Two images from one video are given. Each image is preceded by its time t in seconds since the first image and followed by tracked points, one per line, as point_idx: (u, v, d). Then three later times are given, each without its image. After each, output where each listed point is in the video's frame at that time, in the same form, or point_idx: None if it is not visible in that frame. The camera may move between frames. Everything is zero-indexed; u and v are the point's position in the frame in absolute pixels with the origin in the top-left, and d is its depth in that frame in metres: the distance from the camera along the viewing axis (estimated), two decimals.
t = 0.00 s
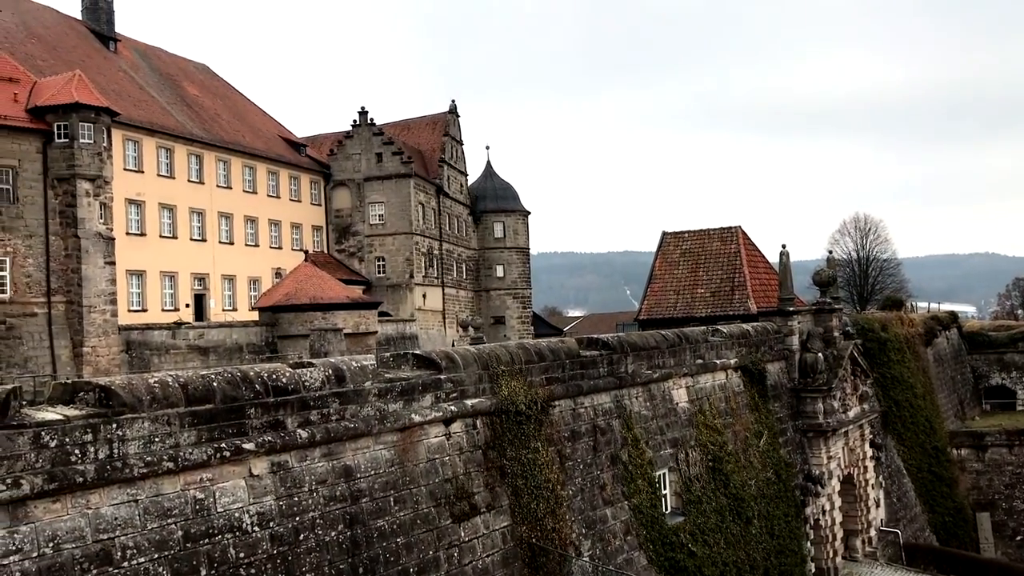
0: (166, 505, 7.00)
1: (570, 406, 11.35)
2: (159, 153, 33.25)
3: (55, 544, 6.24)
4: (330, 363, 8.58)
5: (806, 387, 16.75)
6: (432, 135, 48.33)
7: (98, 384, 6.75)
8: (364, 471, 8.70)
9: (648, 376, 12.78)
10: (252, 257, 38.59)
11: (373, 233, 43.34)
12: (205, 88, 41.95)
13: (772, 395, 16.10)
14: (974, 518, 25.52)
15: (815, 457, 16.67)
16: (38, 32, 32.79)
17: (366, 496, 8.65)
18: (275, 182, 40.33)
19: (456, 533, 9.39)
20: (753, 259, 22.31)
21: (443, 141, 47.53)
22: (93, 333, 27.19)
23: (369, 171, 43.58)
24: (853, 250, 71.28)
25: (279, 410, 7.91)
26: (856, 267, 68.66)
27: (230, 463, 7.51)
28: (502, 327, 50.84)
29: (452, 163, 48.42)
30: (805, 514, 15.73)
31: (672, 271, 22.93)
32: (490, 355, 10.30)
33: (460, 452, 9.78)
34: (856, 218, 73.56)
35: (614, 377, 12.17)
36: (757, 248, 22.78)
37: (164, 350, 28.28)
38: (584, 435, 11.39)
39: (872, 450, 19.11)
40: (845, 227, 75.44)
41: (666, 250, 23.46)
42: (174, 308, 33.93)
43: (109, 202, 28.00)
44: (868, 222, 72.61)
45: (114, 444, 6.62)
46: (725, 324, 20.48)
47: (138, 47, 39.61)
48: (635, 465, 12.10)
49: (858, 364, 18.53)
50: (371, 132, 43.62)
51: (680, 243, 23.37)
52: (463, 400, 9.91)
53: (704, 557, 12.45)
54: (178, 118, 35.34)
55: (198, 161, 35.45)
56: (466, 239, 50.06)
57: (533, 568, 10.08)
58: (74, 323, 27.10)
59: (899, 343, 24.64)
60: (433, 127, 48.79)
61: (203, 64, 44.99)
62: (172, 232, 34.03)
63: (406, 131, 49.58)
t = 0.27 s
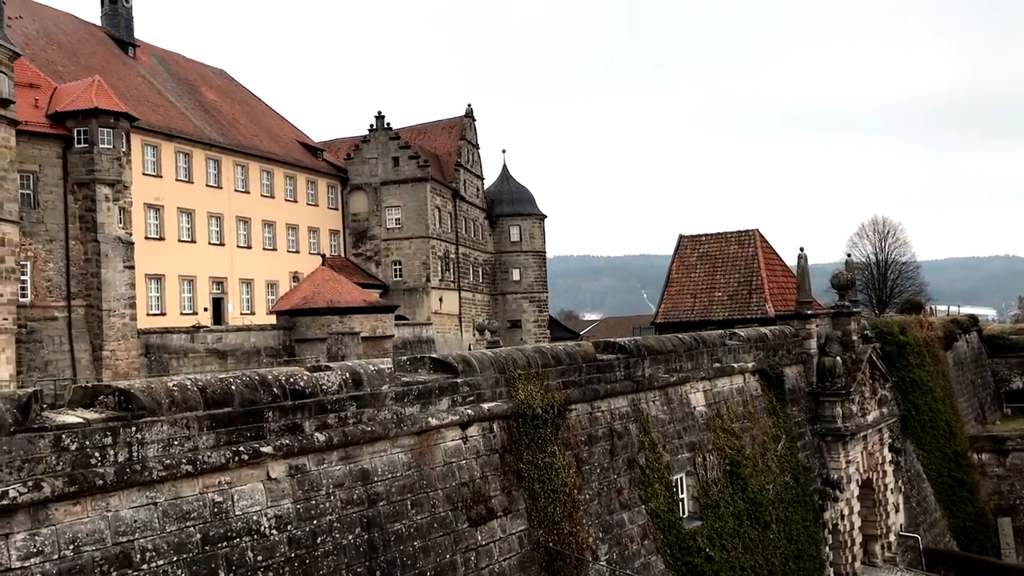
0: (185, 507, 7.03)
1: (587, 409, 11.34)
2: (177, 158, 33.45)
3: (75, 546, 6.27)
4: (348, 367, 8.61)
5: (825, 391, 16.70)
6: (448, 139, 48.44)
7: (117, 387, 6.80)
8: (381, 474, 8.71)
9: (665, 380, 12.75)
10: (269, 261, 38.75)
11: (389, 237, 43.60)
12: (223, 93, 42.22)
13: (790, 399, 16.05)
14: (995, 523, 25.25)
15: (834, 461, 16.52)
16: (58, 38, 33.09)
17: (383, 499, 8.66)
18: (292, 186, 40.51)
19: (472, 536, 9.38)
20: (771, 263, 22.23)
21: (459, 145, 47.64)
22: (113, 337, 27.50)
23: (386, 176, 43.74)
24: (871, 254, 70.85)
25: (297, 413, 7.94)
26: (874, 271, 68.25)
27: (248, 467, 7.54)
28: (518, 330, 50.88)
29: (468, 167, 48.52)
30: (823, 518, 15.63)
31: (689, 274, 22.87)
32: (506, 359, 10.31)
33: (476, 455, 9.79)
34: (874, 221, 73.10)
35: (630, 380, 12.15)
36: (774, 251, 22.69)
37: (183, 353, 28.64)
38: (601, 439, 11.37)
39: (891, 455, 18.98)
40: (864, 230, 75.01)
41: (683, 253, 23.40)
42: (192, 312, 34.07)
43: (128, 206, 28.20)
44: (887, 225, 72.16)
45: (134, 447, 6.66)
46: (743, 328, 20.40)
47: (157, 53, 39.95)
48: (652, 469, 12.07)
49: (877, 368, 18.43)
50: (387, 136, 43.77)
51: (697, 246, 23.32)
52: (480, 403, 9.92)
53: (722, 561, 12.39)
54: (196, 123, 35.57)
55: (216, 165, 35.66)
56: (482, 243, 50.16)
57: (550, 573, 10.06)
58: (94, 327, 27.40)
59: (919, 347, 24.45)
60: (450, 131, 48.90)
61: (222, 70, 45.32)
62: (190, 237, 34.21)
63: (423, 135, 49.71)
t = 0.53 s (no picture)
0: (205, 510, 7.06)
1: (604, 413, 11.33)
2: (197, 163, 33.65)
3: (97, 549, 6.32)
4: (366, 370, 8.65)
5: (844, 395, 16.64)
6: (465, 143, 48.50)
7: (138, 390, 6.86)
8: (399, 477, 8.73)
9: (683, 384, 12.71)
10: (289, 265, 38.94)
11: (407, 240, 43.69)
12: (241, 97, 42.47)
13: (809, 403, 15.98)
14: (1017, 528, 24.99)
15: (853, 465, 16.52)
16: (79, 44, 33.39)
17: (401, 503, 8.68)
18: (310, 191, 40.70)
19: (490, 540, 9.38)
20: (789, 266, 22.16)
21: (476, 149, 47.74)
22: (133, 341, 27.68)
23: (404, 180, 43.87)
24: (890, 256, 70.44)
25: (316, 416, 7.98)
26: (894, 274, 67.81)
27: (268, 470, 7.58)
28: (536, 334, 51.05)
29: (485, 171, 48.61)
30: (842, 522, 15.53)
31: (706, 277, 22.80)
32: (523, 362, 10.33)
33: (494, 459, 9.79)
34: (893, 224, 72.66)
35: (648, 384, 12.14)
36: (793, 254, 22.60)
37: (202, 358, 28.68)
38: (618, 443, 11.35)
39: (911, 458, 18.86)
40: (883, 232, 74.57)
41: (700, 256, 23.33)
42: (212, 316, 34.12)
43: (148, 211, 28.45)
44: (906, 228, 71.68)
45: (154, 450, 6.71)
46: (761, 331, 20.32)
47: (176, 58, 40.27)
48: (670, 473, 12.03)
49: (897, 372, 18.32)
50: (405, 141, 43.87)
51: (715, 248, 23.24)
52: (497, 407, 9.93)
53: (741, 566, 12.32)
54: (216, 128, 35.80)
55: (235, 170, 35.88)
56: (500, 247, 50.29)
57: None
58: (114, 331, 27.55)
59: (938, 351, 24.22)
60: (467, 134, 48.99)
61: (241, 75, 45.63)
62: (210, 241, 34.41)
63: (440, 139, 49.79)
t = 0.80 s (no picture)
0: (225, 513, 7.09)
1: (623, 417, 11.29)
2: (217, 168, 33.84)
3: (118, 551, 6.35)
4: (384, 374, 8.68)
5: (864, 399, 16.56)
6: (482, 147, 48.55)
7: (159, 394, 6.90)
8: (417, 481, 8.74)
9: (702, 388, 12.67)
10: (307, 270, 39.11)
11: (425, 245, 43.75)
12: (260, 103, 42.71)
13: (829, 407, 15.90)
14: None
15: (874, 470, 16.46)
16: (101, 51, 33.69)
17: (420, 506, 8.69)
18: (328, 196, 40.88)
19: (509, 544, 9.38)
20: (809, 269, 22.05)
21: (494, 153, 47.79)
22: (153, 345, 27.86)
23: (421, 184, 43.96)
24: (911, 259, 69.93)
25: (335, 420, 8.00)
26: (915, 277, 67.31)
27: (287, 473, 7.60)
28: (553, 338, 51.02)
29: (502, 175, 48.67)
30: (863, 527, 15.42)
31: (725, 281, 22.70)
32: (542, 366, 10.32)
33: (513, 463, 9.79)
34: (914, 226, 72.13)
35: (667, 388, 12.08)
36: (812, 257, 22.48)
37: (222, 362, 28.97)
38: (637, 447, 11.33)
39: (933, 463, 18.72)
40: (904, 235, 73.99)
41: (719, 259, 23.24)
42: (233, 320, 34.49)
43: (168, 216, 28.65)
44: (927, 230, 71.00)
45: (175, 453, 6.75)
46: (781, 335, 20.24)
47: (196, 65, 40.56)
48: (689, 477, 11.99)
49: (918, 376, 18.21)
50: (422, 145, 43.96)
51: (734, 252, 23.15)
52: (515, 411, 9.92)
53: (761, 571, 12.25)
54: (235, 134, 35.99)
55: (255, 176, 36.08)
56: (517, 251, 50.31)
57: None
58: (135, 335, 27.79)
59: (960, 354, 23.95)
60: (484, 139, 49.02)
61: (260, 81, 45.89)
62: (230, 246, 34.60)
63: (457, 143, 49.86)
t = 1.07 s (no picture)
0: (246, 517, 7.13)
1: (642, 421, 11.27)
2: (237, 173, 34.06)
3: (140, 554, 6.40)
4: (403, 378, 8.70)
5: (885, 402, 16.48)
6: (500, 151, 48.69)
7: (180, 398, 6.96)
8: (436, 485, 8.76)
9: (721, 392, 12.63)
10: (326, 274, 39.27)
11: (442, 249, 43.93)
12: (280, 108, 42.98)
13: (850, 411, 15.84)
14: None
15: (896, 474, 16.38)
16: (122, 58, 34.00)
17: (438, 510, 8.71)
18: (348, 200, 41.06)
19: (528, 548, 9.38)
20: (829, 272, 21.94)
21: (511, 157, 47.89)
22: (174, 349, 28.12)
23: (439, 188, 44.16)
24: (932, 262, 69.45)
25: (354, 423, 8.04)
26: (936, 280, 66.82)
27: (307, 477, 7.63)
28: (571, 341, 50.99)
29: (520, 178, 48.78)
30: (885, 533, 15.31)
31: (744, 284, 22.59)
32: (560, 370, 10.32)
33: (531, 467, 9.79)
34: (934, 229, 71.58)
35: (686, 392, 12.05)
36: (832, 260, 22.36)
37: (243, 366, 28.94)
38: (656, 451, 11.30)
39: (955, 467, 18.59)
40: (925, 237, 73.43)
41: (738, 263, 23.14)
42: (252, 324, 34.56)
43: (189, 221, 28.91)
44: (947, 232, 70.30)
45: (196, 457, 6.78)
46: (801, 338, 20.15)
47: (216, 71, 40.85)
48: (708, 481, 11.96)
49: (940, 380, 18.12)
50: (441, 149, 44.22)
51: (753, 255, 23.00)
52: (534, 414, 9.93)
53: None
54: (255, 139, 36.22)
55: (274, 181, 36.29)
56: (535, 254, 50.35)
57: None
58: (156, 339, 28.02)
59: (983, 358, 23.87)
60: (502, 143, 49.09)
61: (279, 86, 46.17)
62: (250, 250, 34.78)
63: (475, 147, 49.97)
